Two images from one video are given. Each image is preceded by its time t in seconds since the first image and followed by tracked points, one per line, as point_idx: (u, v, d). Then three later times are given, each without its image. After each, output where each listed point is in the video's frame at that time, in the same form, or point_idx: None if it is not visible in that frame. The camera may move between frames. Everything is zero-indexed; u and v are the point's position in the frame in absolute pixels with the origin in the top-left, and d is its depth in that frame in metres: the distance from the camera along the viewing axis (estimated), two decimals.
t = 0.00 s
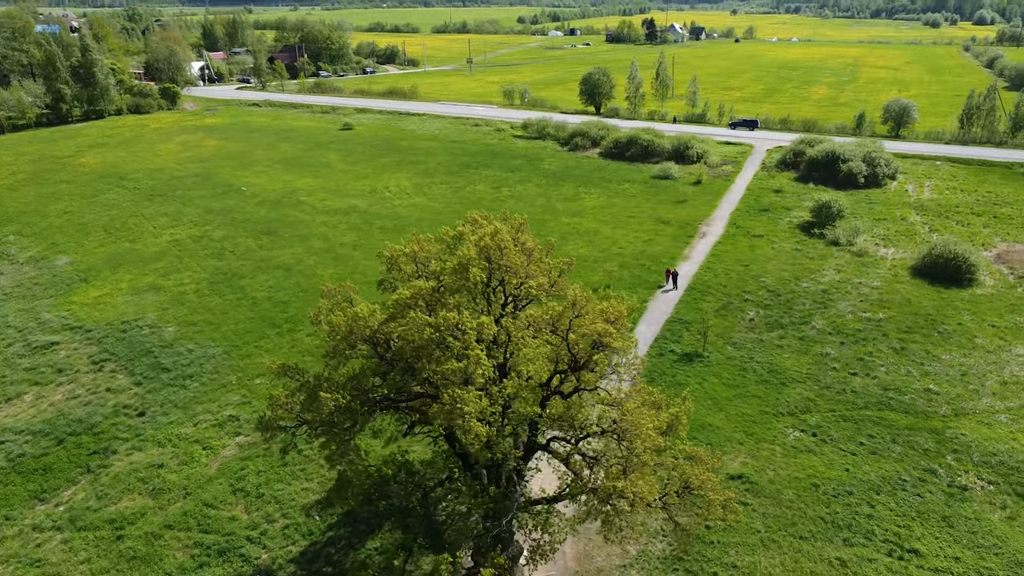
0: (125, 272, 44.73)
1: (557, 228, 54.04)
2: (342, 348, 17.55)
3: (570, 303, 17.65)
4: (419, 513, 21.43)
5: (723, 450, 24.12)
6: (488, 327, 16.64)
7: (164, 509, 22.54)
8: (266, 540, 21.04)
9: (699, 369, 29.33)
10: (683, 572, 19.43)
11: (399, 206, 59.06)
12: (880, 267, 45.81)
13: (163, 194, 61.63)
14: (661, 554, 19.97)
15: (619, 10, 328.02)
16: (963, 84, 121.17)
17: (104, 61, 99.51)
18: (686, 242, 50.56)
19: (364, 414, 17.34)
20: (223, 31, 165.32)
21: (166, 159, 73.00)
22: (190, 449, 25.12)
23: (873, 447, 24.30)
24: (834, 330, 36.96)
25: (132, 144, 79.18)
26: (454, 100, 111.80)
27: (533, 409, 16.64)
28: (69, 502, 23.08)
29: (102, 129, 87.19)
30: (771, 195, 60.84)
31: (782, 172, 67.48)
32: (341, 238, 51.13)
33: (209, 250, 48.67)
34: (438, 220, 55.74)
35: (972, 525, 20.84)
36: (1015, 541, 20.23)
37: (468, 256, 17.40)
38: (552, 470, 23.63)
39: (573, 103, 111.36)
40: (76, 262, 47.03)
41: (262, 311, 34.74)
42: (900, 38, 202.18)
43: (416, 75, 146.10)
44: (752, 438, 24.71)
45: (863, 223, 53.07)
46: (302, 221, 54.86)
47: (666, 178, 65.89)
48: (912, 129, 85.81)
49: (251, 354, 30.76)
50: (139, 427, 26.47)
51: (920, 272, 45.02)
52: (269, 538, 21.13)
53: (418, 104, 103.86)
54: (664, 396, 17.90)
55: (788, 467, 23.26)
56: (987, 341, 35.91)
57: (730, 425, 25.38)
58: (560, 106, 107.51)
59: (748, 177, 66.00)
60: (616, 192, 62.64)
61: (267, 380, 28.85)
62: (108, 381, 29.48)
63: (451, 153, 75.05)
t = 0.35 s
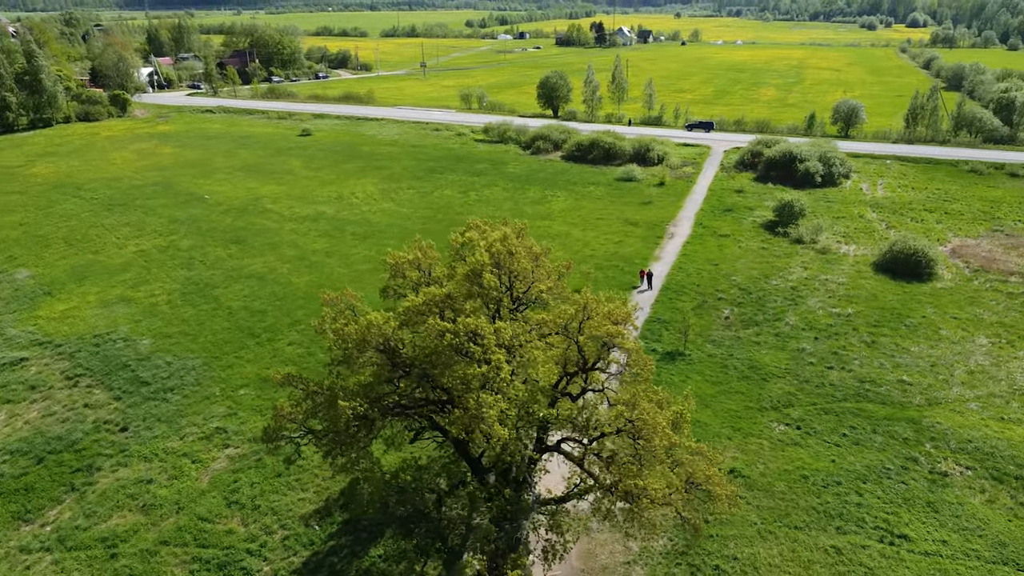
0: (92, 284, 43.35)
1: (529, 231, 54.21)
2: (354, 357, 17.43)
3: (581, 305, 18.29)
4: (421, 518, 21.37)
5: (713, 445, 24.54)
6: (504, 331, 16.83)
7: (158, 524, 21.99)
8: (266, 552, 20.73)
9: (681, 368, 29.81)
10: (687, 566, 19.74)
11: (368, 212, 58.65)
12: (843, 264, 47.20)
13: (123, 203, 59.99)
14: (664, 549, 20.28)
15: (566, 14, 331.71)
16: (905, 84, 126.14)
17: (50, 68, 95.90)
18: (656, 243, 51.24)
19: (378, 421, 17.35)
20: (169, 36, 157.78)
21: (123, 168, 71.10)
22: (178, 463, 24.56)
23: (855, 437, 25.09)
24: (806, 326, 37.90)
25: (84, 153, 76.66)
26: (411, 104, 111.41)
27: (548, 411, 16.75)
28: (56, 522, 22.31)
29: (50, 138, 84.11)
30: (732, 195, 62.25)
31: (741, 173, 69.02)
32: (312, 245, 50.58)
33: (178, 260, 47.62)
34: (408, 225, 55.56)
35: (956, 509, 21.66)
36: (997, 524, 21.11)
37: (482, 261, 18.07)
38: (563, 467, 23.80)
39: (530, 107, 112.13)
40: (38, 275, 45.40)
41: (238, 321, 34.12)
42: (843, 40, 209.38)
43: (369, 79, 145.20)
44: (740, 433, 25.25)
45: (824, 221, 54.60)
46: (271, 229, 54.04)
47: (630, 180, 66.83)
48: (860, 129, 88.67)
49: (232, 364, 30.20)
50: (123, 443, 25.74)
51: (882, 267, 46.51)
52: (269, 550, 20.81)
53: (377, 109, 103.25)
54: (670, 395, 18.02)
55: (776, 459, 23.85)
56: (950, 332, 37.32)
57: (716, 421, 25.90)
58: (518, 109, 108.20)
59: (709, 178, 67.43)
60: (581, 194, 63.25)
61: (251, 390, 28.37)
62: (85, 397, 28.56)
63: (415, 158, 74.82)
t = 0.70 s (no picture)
0: (62, 296, 42.04)
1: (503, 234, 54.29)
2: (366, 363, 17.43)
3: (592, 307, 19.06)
4: (421, 522, 21.40)
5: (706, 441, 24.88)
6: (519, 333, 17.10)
7: (153, 538, 21.53)
8: (267, 562, 20.44)
9: (666, 366, 30.21)
10: (688, 560, 20.10)
11: (340, 217, 58.20)
12: (812, 261, 48.35)
13: (86, 212, 58.43)
14: (665, 545, 20.57)
15: (519, 16, 334.03)
16: (855, 84, 130.38)
17: None
18: (630, 243, 51.78)
19: (392, 425, 17.46)
20: (119, 40, 153.48)
21: (81, 176, 69.27)
22: (170, 475, 24.07)
23: (839, 429, 25.80)
24: (783, 323, 38.71)
25: (38, 161, 74.24)
26: (372, 108, 110.81)
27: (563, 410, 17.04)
28: (45, 541, 21.65)
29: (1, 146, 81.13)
30: (698, 195, 63.39)
31: (705, 173, 70.23)
32: (286, 252, 49.99)
33: (149, 269, 46.57)
34: (382, 229, 55.33)
35: (942, 496, 22.48)
36: (980, 508, 21.99)
37: (493, 265, 18.46)
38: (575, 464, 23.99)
39: (493, 109, 112.57)
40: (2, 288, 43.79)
41: (218, 330, 33.52)
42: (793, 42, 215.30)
43: (327, 83, 143.99)
44: (729, 428, 25.71)
45: (790, 219, 55.89)
46: (243, 236, 53.26)
47: (598, 182, 67.52)
48: (816, 129, 90.93)
49: (216, 374, 29.67)
50: (109, 456, 25.11)
51: (849, 263, 47.73)
52: (270, 560, 20.52)
53: (339, 113, 102.41)
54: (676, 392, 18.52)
55: (766, 453, 24.37)
56: (919, 325, 38.53)
57: (705, 417, 26.34)
58: (479, 112, 108.62)
59: (675, 178, 68.61)
60: (551, 196, 63.66)
61: (238, 399, 27.93)
62: (64, 412, 27.74)
63: (382, 162, 74.44)
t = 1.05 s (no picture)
0: (29, 310, 40.53)
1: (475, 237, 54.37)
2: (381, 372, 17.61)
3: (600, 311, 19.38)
4: (423, 528, 21.43)
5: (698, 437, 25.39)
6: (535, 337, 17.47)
7: (148, 554, 21.05)
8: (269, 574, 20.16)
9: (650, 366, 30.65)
10: (690, 554, 20.62)
11: (309, 223, 57.58)
12: (780, 259, 49.58)
13: (44, 223, 56.63)
14: (667, 540, 21.07)
15: (467, 19, 336.00)
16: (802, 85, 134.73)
17: None
18: (601, 245, 52.27)
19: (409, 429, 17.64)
20: (59, 45, 148.47)
21: (34, 186, 66.94)
22: (160, 490, 23.53)
23: (822, 422, 26.59)
24: (758, 320, 39.59)
25: None
26: (330, 113, 109.69)
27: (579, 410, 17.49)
28: (34, 562, 20.95)
29: None
30: (662, 196, 64.46)
31: (668, 175, 71.45)
32: (258, 260, 49.26)
33: (118, 280, 45.29)
34: (354, 234, 54.94)
35: (925, 483, 23.41)
36: (962, 493, 22.97)
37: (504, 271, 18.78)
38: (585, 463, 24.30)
39: (453, 113, 112.67)
40: None
41: (196, 341, 32.86)
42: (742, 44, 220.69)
43: (281, 87, 141.99)
44: (717, 424, 26.25)
45: (754, 218, 57.22)
46: (212, 244, 52.24)
47: (564, 184, 68.09)
48: (770, 129, 93.27)
49: (198, 386, 29.07)
50: (94, 473, 24.41)
51: (816, 260, 49.04)
52: (272, 572, 20.24)
53: (297, 118, 101.07)
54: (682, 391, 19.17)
55: (755, 447, 24.98)
56: (886, 319, 39.83)
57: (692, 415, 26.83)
58: (439, 116, 108.66)
59: (639, 179, 69.66)
60: (519, 199, 63.93)
61: (223, 411, 27.44)
62: (42, 429, 26.84)
63: (346, 167, 73.83)
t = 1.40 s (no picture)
0: None
1: (450, 241, 54.30)
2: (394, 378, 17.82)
3: (610, 312, 19.41)
4: (427, 533, 21.44)
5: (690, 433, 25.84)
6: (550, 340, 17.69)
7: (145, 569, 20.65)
8: None
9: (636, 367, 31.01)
10: (690, 549, 21.07)
11: (281, 229, 56.88)
12: (751, 257, 50.60)
13: (4, 233, 54.82)
14: (666, 536, 21.47)
15: (419, 21, 335.74)
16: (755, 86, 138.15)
17: None
18: (575, 246, 52.65)
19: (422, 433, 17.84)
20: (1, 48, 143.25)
21: None
22: (153, 504, 23.06)
23: (806, 415, 27.32)
24: (736, 317, 40.37)
25: None
26: (291, 117, 108.41)
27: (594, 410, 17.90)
28: None
29: None
30: (631, 197, 65.21)
31: (634, 176, 72.38)
32: (232, 267, 48.51)
33: (88, 290, 44.15)
34: (328, 240, 54.48)
35: (910, 472, 24.23)
36: (945, 480, 23.83)
37: (517, 275, 19.02)
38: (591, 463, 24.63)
39: (415, 116, 112.43)
40: None
41: (177, 351, 32.25)
42: (697, 45, 224.71)
43: (237, 91, 139.83)
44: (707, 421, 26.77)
45: (723, 217, 58.28)
46: (183, 253, 51.24)
47: (534, 186, 68.49)
48: (730, 129, 95.03)
49: (183, 396, 28.54)
50: (82, 489, 23.80)
51: (786, 258, 50.14)
52: None
53: (259, 122, 99.61)
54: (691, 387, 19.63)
55: (745, 442, 25.57)
56: (859, 314, 40.94)
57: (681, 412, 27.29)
58: (402, 119, 108.36)
59: (606, 181, 70.49)
60: (491, 203, 64.08)
61: (211, 421, 27.02)
62: (22, 445, 26.06)
63: (314, 172, 73.10)
